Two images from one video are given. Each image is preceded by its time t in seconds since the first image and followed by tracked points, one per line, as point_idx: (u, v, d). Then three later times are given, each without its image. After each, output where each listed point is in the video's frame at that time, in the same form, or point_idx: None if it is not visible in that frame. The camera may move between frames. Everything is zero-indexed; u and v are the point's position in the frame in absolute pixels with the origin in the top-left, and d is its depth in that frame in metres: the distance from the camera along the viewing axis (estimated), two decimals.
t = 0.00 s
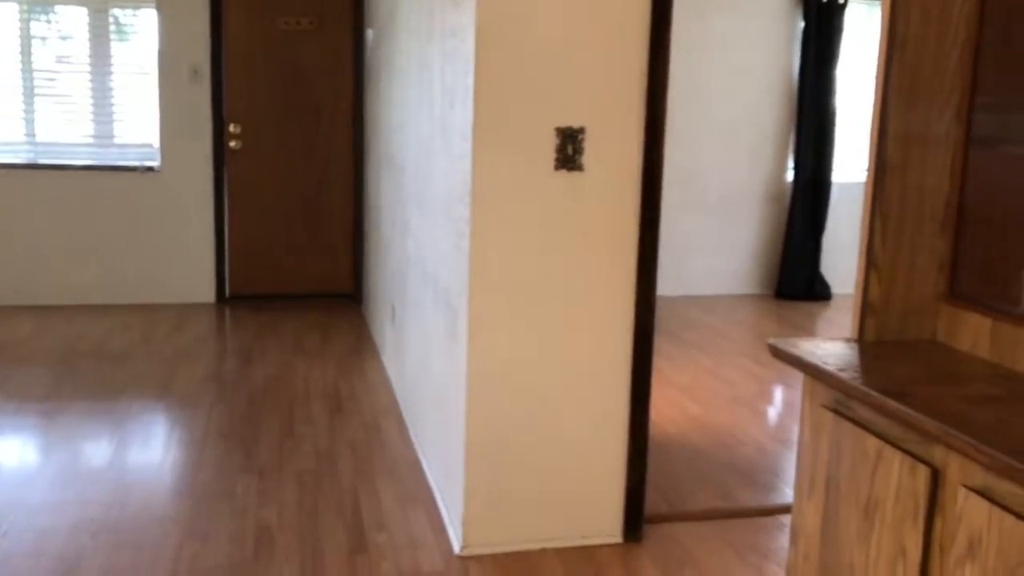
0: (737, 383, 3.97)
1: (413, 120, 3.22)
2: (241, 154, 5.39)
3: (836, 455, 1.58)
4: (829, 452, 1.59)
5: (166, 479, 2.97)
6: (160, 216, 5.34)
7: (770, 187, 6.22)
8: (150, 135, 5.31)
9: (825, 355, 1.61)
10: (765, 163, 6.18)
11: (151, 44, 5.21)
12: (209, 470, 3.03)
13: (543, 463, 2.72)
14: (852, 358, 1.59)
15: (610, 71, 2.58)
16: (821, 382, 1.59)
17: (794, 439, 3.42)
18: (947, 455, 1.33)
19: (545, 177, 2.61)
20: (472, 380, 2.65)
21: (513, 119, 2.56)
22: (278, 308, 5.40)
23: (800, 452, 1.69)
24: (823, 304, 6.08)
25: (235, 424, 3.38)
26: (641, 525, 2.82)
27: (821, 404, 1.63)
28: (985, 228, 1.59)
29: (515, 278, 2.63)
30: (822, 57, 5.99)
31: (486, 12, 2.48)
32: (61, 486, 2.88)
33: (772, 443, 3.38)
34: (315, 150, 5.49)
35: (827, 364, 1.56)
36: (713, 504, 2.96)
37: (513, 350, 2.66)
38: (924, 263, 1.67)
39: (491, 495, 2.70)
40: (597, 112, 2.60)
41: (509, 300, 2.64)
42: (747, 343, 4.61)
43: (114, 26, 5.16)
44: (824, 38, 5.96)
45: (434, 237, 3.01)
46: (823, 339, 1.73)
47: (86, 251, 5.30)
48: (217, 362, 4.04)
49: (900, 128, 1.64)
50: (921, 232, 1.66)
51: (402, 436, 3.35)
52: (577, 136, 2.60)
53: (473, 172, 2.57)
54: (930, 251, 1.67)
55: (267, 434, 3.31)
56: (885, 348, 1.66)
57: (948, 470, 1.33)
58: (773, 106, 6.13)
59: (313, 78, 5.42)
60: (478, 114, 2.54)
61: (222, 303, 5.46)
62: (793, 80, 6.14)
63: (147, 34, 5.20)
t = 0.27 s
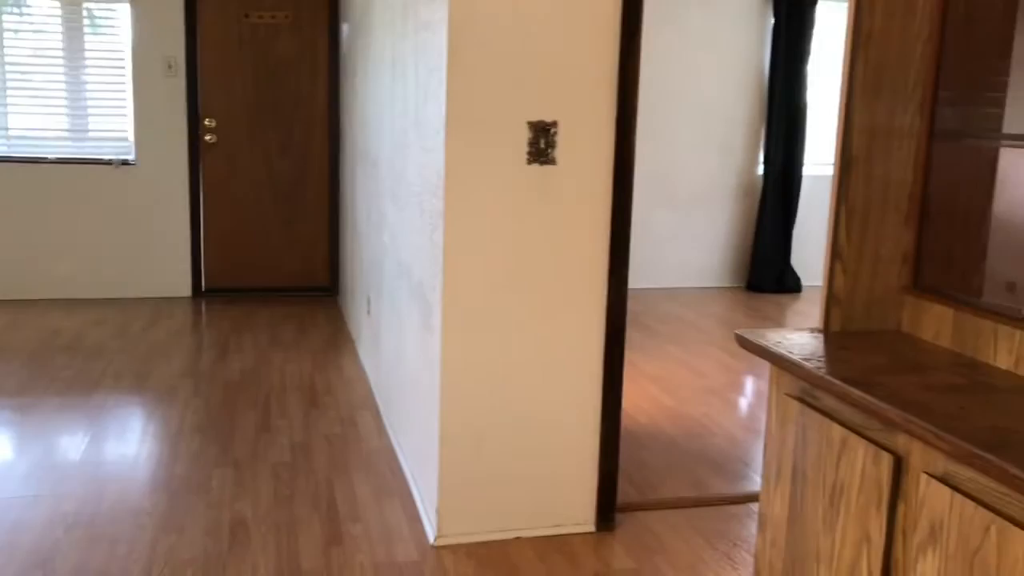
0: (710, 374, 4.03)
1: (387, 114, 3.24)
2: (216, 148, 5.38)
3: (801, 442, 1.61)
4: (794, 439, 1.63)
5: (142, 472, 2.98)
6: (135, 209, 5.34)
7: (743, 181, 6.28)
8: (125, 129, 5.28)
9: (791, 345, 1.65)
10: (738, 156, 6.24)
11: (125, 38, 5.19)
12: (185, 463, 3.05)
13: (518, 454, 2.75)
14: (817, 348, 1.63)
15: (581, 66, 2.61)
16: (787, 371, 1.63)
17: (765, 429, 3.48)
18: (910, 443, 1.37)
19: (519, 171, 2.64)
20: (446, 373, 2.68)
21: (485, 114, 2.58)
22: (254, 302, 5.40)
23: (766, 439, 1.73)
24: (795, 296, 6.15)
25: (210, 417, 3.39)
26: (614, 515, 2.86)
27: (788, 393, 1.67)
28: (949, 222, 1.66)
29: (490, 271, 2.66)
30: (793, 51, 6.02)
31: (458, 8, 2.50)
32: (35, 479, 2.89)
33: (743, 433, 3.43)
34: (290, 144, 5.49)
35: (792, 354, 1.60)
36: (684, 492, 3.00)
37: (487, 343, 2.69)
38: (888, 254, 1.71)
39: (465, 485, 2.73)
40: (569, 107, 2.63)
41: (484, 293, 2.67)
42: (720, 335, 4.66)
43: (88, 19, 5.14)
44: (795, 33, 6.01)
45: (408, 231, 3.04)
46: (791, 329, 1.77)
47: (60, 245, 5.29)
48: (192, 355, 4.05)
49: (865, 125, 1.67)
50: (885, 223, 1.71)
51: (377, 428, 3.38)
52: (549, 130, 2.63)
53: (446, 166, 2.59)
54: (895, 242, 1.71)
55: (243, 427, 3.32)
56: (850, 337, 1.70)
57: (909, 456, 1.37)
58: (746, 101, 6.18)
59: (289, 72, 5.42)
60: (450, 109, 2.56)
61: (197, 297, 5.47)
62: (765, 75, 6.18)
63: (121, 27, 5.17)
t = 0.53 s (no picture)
0: (686, 366, 4.03)
1: (361, 105, 3.21)
2: (189, 140, 5.32)
3: (777, 433, 1.61)
4: (770, 430, 1.62)
5: (114, 468, 2.94)
6: (106, 202, 5.28)
7: (719, 174, 6.29)
8: (95, 120, 5.23)
9: (767, 336, 1.64)
10: (714, 149, 6.25)
11: (94, 28, 5.14)
12: (156, 459, 3.01)
13: (494, 448, 2.74)
14: (793, 339, 1.62)
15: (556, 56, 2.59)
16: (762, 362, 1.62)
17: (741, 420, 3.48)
18: (884, 434, 1.36)
19: (494, 162, 2.61)
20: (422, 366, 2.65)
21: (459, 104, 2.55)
22: (228, 296, 5.36)
23: (741, 430, 1.72)
24: (769, 288, 6.17)
25: (182, 412, 3.35)
26: (590, 508, 2.85)
27: (763, 384, 1.66)
28: (924, 213, 1.65)
29: (465, 263, 2.64)
30: (769, 44, 6.02)
31: None
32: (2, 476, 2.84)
33: (719, 424, 3.43)
34: (264, 136, 5.44)
35: (768, 345, 1.59)
36: (661, 484, 3.00)
37: (462, 335, 2.67)
38: (862, 246, 1.71)
39: (442, 479, 2.71)
40: (544, 98, 2.61)
41: (459, 286, 2.64)
42: (695, 326, 4.67)
43: (56, 9, 5.07)
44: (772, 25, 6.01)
45: (382, 223, 3.01)
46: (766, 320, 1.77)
47: (31, 239, 5.21)
48: (165, 350, 4.00)
49: (839, 116, 1.66)
50: (859, 215, 1.70)
51: (352, 422, 3.35)
52: (525, 121, 2.61)
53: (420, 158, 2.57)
54: (869, 234, 1.71)
55: (216, 422, 3.29)
56: (825, 329, 1.69)
57: (884, 447, 1.36)
58: (721, 93, 6.19)
59: (262, 63, 5.36)
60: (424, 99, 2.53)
61: (170, 291, 5.42)
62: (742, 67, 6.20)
63: (89, 17, 5.13)
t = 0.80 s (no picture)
0: (664, 357, 4.06)
1: (338, 97, 3.20)
2: (167, 132, 5.30)
3: (750, 421, 1.63)
4: (744, 419, 1.64)
5: (94, 462, 2.93)
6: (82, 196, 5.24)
7: (696, 167, 6.33)
8: (70, 112, 5.19)
9: (741, 326, 1.66)
10: (692, 142, 6.28)
11: (69, 19, 5.10)
12: (133, 452, 3.00)
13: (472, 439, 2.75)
14: (766, 328, 1.64)
15: (533, 49, 2.60)
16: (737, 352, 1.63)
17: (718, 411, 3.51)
18: (855, 422, 1.38)
19: (471, 154, 2.62)
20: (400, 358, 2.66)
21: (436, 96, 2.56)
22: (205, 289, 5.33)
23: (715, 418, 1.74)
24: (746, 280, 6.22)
25: (159, 405, 3.34)
26: (568, 499, 2.87)
27: (738, 373, 1.68)
28: (896, 204, 1.67)
29: (442, 256, 2.65)
30: (745, 37, 6.06)
31: None
32: None
33: (696, 415, 3.46)
34: (241, 128, 5.42)
35: (741, 335, 1.61)
36: (637, 474, 3.02)
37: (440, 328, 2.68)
38: (835, 237, 1.73)
39: (420, 471, 2.72)
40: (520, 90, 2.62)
41: (437, 278, 2.65)
42: (672, 318, 4.69)
43: None
44: (748, 18, 6.03)
45: (360, 215, 3.01)
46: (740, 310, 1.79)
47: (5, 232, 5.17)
48: (142, 343, 3.99)
49: (812, 108, 1.68)
50: (833, 206, 1.72)
51: (331, 415, 3.35)
52: (502, 113, 2.62)
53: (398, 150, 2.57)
54: (841, 225, 1.72)
55: (194, 415, 3.28)
56: (798, 320, 1.70)
57: (855, 435, 1.38)
58: (699, 86, 6.23)
59: (239, 56, 5.34)
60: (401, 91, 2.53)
61: (147, 284, 5.39)
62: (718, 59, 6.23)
63: (64, 8, 5.08)
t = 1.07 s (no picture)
0: (640, 349, 4.08)
1: (313, 89, 3.20)
2: (140, 124, 5.26)
3: (723, 410, 1.64)
4: (717, 408, 1.66)
5: (70, 457, 2.91)
6: (56, 188, 5.20)
7: (672, 159, 6.36)
8: (43, 103, 5.14)
9: (714, 316, 1.68)
10: (668, 134, 6.31)
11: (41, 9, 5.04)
12: (107, 446, 2.99)
13: (448, 431, 2.75)
14: (738, 318, 1.66)
15: (507, 40, 2.61)
16: (709, 342, 1.65)
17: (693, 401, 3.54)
18: (824, 410, 1.39)
19: (446, 146, 2.62)
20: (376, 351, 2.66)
21: (410, 87, 2.56)
22: (181, 283, 5.31)
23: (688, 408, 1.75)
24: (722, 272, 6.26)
25: (134, 399, 3.32)
26: (544, 490, 2.89)
27: (710, 363, 1.69)
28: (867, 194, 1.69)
29: (417, 248, 2.65)
30: (719, 29, 6.09)
31: None
32: None
33: (672, 405, 3.49)
34: (216, 121, 5.39)
35: (713, 324, 1.63)
36: (612, 464, 3.04)
37: (415, 320, 2.68)
38: (806, 228, 1.74)
39: (396, 463, 2.72)
40: (495, 82, 2.62)
41: (413, 270, 2.65)
42: (648, 309, 4.72)
43: None
44: (723, 10, 6.06)
45: (335, 207, 3.01)
46: (713, 300, 1.80)
47: None
48: (117, 337, 3.96)
49: (784, 100, 1.69)
50: (803, 197, 1.74)
51: (307, 407, 3.35)
52: (476, 105, 2.62)
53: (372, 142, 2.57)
54: (812, 216, 1.74)
55: (169, 409, 3.26)
56: (770, 309, 1.72)
57: (823, 422, 1.40)
58: (674, 79, 6.25)
59: (214, 48, 5.32)
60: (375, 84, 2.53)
61: (122, 277, 5.36)
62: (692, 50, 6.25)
63: None
